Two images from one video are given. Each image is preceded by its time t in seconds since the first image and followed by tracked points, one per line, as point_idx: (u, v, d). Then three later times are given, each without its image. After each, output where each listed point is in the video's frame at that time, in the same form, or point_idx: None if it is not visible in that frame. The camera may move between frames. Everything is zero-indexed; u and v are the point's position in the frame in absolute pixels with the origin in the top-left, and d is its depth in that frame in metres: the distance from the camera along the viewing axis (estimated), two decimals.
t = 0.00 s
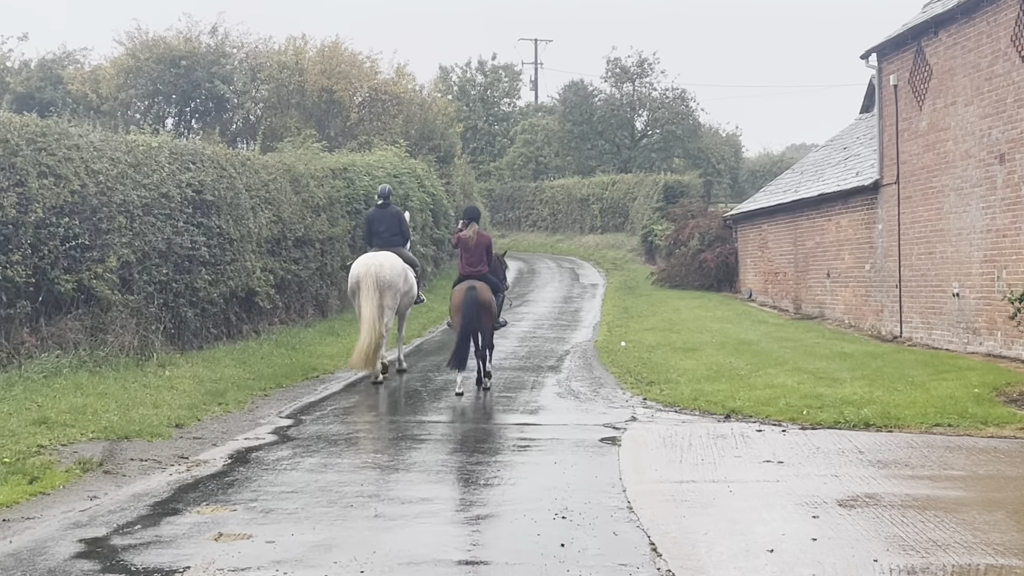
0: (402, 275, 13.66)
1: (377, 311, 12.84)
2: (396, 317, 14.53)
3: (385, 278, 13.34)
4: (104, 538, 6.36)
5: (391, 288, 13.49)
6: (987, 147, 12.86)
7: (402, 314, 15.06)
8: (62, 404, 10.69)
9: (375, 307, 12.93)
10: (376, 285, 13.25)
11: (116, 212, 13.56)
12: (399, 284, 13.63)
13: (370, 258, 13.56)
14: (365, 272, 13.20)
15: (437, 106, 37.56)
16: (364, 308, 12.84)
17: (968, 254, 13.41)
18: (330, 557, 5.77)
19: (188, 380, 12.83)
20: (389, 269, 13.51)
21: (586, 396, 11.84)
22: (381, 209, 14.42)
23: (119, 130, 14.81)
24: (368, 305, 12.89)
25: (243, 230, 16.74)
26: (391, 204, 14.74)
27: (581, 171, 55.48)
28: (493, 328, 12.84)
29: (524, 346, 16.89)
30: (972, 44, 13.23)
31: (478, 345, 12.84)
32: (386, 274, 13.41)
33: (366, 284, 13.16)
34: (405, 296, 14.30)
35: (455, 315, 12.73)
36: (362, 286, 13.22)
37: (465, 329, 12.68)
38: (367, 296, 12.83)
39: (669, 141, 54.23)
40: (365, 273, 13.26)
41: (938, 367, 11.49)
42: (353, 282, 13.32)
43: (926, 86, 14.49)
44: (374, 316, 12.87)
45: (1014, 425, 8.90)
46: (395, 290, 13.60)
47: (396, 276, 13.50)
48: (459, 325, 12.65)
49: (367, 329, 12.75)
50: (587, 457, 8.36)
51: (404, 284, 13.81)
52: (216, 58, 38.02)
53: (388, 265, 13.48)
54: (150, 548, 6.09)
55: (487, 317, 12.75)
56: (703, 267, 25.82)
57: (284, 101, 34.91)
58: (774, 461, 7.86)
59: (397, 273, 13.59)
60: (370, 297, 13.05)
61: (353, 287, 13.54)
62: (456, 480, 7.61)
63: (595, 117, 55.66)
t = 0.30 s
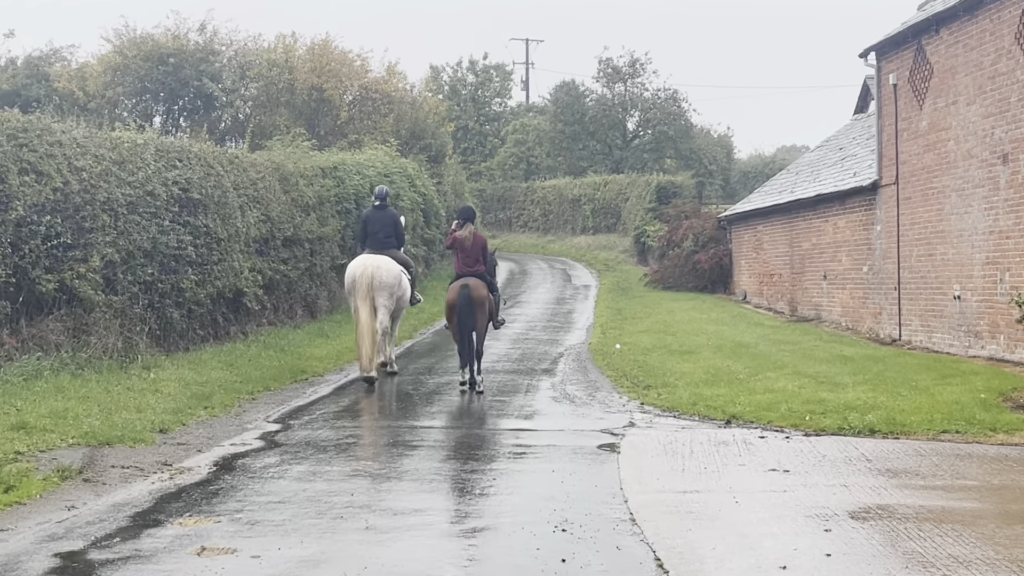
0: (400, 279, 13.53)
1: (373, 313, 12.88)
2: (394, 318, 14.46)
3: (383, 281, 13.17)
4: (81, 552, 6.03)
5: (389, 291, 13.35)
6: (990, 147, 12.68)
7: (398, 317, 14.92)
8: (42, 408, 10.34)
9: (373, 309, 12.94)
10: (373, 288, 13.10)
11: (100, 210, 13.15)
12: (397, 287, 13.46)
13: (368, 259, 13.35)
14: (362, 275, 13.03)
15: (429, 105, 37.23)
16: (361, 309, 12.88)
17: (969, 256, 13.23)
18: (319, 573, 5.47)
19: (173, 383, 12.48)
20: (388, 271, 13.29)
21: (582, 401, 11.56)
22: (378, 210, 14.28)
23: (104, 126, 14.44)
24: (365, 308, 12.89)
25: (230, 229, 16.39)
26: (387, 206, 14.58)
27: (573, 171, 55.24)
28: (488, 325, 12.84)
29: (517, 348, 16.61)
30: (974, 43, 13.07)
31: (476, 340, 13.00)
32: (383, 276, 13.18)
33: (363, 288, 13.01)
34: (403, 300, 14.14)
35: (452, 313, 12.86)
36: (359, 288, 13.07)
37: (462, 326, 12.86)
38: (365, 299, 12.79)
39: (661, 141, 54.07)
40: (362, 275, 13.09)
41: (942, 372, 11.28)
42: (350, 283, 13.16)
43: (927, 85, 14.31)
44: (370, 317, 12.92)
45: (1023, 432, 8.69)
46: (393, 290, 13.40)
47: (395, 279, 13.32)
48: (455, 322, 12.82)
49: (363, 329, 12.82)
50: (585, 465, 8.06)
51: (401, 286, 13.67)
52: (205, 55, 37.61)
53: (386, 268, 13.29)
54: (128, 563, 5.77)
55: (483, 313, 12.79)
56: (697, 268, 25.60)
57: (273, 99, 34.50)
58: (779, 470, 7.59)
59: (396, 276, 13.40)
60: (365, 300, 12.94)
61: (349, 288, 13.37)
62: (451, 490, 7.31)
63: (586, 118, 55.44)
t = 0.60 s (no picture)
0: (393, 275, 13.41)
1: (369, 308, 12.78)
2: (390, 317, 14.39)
3: (381, 277, 13.08)
4: (57, 568, 5.70)
5: (385, 288, 13.29)
6: (995, 146, 12.49)
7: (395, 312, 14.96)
8: (22, 412, 9.98)
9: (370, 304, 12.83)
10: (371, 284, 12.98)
11: (84, 208, 12.77)
12: (392, 284, 13.40)
13: (364, 256, 13.20)
14: (362, 270, 12.88)
15: (420, 103, 36.91)
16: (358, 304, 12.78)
17: (972, 257, 13.03)
18: None
19: (159, 386, 12.13)
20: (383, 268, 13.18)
21: (579, 404, 11.28)
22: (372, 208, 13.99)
23: (89, 122, 14.06)
24: (362, 303, 12.77)
25: (219, 228, 16.04)
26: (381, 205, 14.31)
27: (565, 171, 54.97)
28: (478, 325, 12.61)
29: (511, 351, 16.31)
30: (978, 40, 12.88)
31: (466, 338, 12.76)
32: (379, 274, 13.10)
33: (362, 282, 12.86)
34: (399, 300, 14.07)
35: (440, 314, 12.54)
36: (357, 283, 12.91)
37: (451, 328, 12.48)
38: (363, 294, 12.67)
39: (654, 141, 53.89)
40: (361, 270, 12.93)
41: (947, 376, 11.06)
42: (348, 279, 12.98)
43: (929, 83, 14.09)
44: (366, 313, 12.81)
45: None
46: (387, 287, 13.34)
47: (391, 276, 13.28)
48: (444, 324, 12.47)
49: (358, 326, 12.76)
50: (586, 472, 7.76)
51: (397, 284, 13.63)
52: (194, 53, 37.20)
53: (383, 264, 13.21)
54: None
55: (472, 315, 12.51)
56: (692, 269, 25.36)
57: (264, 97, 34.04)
58: (786, 478, 7.33)
59: (392, 273, 13.35)
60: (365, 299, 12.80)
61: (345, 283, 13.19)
62: (448, 500, 7.00)
63: (579, 117, 55.19)
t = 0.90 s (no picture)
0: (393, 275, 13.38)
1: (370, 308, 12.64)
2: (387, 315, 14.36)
3: (381, 275, 13.07)
4: None
5: (384, 286, 13.25)
6: (1001, 143, 12.26)
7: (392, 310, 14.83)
8: (2, 416, 9.63)
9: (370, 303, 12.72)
10: (371, 282, 12.96)
11: (69, 205, 12.41)
12: (392, 282, 13.38)
13: (364, 255, 13.23)
14: (361, 268, 12.87)
15: (413, 101, 36.59)
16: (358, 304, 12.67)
17: (977, 257, 12.80)
18: None
19: (146, 389, 11.79)
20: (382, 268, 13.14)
21: (576, 407, 10.99)
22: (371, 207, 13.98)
23: (75, 118, 13.70)
24: (362, 303, 12.67)
25: (208, 226, 15.70)
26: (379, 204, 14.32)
27: (559, 170, 54.70)
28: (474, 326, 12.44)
29: (507, 351, 16.03)
30: (983, 35, 12.66)
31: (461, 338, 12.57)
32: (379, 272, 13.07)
33: (362, 280, 12.84)
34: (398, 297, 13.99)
35: (437, 314, 12.24)
36: (357, 282, 12.90)
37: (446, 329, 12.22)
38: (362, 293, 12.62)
39: (648, 140, 53.75)
40: (360, 269, 12.93)
41: (954, 378, 10.82)
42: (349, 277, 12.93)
43: (932, 80, 13.85)
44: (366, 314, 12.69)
45: None
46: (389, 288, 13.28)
47: (391, 274, 13.25)
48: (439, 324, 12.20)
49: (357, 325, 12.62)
50: (588, 479, 7.46)
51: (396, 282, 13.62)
52: (184, 50, 36.80)
53: (383, 262, 13.22)
54: None
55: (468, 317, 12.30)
56: (688, 269, 25.11)
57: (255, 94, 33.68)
58: (796, 485, 7.05)
59: (391, 271, 13.32)
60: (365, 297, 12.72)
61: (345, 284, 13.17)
62: (445, 509, 6.70)
63: (573, 116, 54.95)
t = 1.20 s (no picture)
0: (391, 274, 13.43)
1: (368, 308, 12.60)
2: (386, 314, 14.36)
3: (377, 276, 13.12)
4: None
5: (381, 287, 13.29)
6: (1005, 140, 12.03)
7: (388, 312, 14.60)
8: None
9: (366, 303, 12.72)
10: (367, 282, 13.01)
11: (52, 203, 12.06)
12: (389, 284, 13.40)
13: (362, 254, 13.34)
14: (355, 268, 12.96)
15: (405, 100, 36.28)
16: (354, 304, 12.74)
17: (981, 256, 12.57)
18: None
19: (130, 392, 11.45)
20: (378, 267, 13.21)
21: (574, 410, 10.72)
22: (370, 206, 14.28)
23: (58, 114, 13.34)
24: (358, 302, 12.70)
25: (196, 225, 15.37)
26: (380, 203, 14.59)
27: (552, 170, 54.45)
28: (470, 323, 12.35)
29: (501, 353, 15.74)
30: (987, 30, 12.43)
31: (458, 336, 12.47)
32: (376, 271, 13.11)
33: (357, 280, 12.91)
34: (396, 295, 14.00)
35: (432, 311, 12.17)
36: (353, 281, 12.96)
37: (443, 326, 12.20)
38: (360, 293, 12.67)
39: (642, 140, 53.59)
40: (356, 269, 13.03)
41: (960, 381, 10.59)
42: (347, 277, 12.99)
43: (935, 76, 13.61)
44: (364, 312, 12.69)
45: None
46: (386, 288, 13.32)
47: (388, 275, 13.29)
48: (436, 322, 12.18)
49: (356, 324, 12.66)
50: (589, 487, 7.16)
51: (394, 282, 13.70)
52: (174, 47, 36.39)
53: (380, 263, 13.30)
54: None
55: (463, 312, 12.26)
56: (683, 269, 24.89)
57: (246, 92, 33.32)
58: (805, 493, 6.77)
59: (389, 272, 13.35)
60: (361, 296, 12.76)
61: (343, 284, 13.26)
62: (440, 520, 6.38)
63: (566, 116, 54.74)
